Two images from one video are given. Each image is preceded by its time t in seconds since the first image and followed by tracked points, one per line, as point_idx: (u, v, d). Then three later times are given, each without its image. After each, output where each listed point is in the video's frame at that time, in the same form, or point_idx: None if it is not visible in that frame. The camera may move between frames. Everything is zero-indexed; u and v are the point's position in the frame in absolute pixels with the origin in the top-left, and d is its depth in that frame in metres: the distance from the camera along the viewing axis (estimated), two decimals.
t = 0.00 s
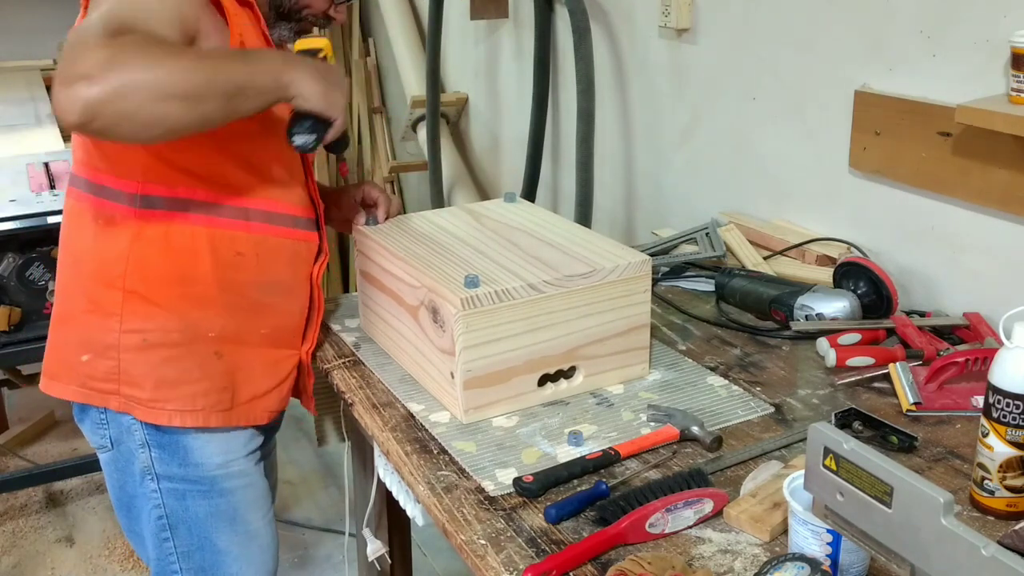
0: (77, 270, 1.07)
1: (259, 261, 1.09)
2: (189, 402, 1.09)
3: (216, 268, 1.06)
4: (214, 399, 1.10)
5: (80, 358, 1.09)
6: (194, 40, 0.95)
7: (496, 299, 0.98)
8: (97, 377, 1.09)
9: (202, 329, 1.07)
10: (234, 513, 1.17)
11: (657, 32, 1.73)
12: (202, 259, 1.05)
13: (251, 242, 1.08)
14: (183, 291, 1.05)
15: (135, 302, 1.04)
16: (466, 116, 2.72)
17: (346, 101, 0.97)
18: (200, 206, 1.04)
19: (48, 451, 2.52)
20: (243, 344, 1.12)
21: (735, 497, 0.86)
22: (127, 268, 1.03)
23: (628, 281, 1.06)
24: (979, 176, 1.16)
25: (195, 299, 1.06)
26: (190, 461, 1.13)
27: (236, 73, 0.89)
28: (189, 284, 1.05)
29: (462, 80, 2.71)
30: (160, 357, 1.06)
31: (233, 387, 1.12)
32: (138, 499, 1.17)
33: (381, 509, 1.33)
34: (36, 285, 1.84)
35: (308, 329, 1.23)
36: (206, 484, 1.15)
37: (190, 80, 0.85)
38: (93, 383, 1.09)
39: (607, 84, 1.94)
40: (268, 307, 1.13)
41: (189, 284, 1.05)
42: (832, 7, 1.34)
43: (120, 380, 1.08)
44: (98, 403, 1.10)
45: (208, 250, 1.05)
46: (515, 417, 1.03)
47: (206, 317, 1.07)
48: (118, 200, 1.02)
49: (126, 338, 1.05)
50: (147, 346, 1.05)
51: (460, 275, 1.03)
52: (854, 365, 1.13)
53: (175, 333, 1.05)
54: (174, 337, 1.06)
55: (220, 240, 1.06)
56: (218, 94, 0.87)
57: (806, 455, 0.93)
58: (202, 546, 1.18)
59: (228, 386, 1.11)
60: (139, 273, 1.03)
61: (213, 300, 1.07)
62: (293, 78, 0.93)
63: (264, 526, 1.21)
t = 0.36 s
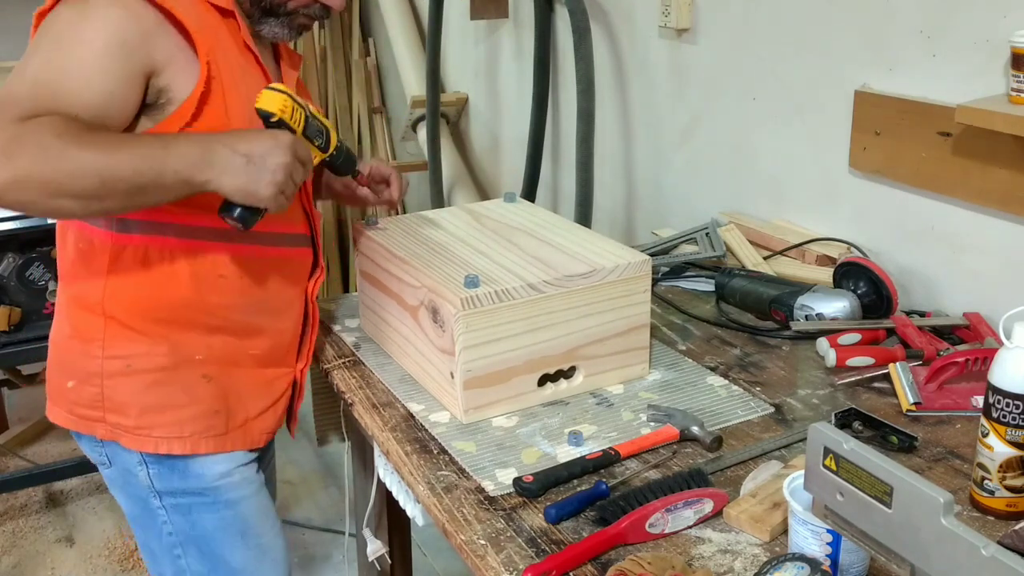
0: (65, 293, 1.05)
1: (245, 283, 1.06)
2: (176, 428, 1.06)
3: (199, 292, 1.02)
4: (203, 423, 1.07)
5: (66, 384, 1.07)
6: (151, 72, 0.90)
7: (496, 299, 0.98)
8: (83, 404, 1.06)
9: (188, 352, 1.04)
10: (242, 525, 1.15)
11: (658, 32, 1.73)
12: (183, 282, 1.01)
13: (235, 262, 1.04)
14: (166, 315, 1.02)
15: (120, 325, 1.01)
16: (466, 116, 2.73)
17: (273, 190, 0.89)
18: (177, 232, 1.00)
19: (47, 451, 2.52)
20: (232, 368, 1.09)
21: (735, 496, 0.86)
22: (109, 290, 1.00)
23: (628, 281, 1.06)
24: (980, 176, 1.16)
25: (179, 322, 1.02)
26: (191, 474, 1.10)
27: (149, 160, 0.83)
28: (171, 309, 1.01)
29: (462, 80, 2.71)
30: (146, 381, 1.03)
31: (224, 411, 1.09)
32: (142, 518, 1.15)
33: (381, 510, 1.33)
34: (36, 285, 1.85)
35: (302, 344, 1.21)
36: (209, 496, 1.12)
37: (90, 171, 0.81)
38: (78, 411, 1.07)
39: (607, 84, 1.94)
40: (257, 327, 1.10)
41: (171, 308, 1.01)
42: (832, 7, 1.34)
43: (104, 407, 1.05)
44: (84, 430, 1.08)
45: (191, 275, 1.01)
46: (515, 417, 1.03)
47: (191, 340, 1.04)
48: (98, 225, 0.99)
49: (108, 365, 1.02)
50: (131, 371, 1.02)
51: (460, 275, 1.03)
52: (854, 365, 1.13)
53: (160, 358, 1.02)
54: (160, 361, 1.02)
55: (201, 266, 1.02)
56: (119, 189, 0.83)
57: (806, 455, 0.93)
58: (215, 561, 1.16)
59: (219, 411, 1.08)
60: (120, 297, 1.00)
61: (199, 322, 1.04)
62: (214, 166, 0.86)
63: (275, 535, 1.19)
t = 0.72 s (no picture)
0: (50, 407, 0.83)
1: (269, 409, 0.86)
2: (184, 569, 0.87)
3: (218, 421, 0.83)
4: (218, 560, 0.88)
5: (47, 505, 0.86)
6: (194, 171, 0.67)
7: (496, 299, 0.98)
8: (69, 531, 0.85)
9: (198, 488, 0.85)
10: None
11: (658, 32, 1.73)
12: (202, 412, 0.82)
13: (267, 380, 0.85)
14: (183, 451, 0.83)
15: (120, 458, 0.81)
16: (466, 116, 2.73)
17: (361, 344, 0.74)
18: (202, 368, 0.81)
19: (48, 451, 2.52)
20: (265, 492, 0.91)
21: (735, 497, 0.86)
22: (109, 418, 0.80)
23: (628, 281, 1.06)
24: (980, 176, 1.16)
25: (199, 457, 0.84)
26: None
27: (223, 314, 0.65)
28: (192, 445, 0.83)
29: (462, 80, 2.71)
30: (151, 522, 0.84)
31: (239, 545, 0.90)
32: None
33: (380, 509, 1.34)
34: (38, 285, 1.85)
35: (324, 451, 1.00)
36: None
37: (157, 327, 0.62)
38: (63, 536, 0.86)
39: (607, 85, 1.94)
40: (271, 456, 0.90)
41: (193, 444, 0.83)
42: (833, 7, 1.34)
43: (94, 540, 0.85)
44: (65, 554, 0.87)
45: (216, 402, 0.82)
46: (515, 417, 1.03)
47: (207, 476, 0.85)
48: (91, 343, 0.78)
49: (107, 500, 0.83)
50: (134, 507, 0.83)
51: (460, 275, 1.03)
52: (854, 365, 1.13)
53: (170, 497, 0.84)
54: (170, 501, 0.84)
55: (225, 398, 0.83)
56: (181, 357, 0.64)
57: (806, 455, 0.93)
58: None
59: (236, 546, 0.90)
60: (124, 430, 0.81)
61: (219, 462, 0.85)
62: (303, 323, 0.69)
63: None
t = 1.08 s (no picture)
0: (93, 424, 0.79)
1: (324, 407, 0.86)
2: None
3: (278, 423, 0.83)
4: (271, 563, 0.88)
5: (86, 532, 0.82)
6: (260, 166, 0.64)
7: (496, 299, 0.98)
8: (113, 557, 0.82)
9: (255, 492, 0.84)
10: None
11: (658, 32, 1.73)
12: (263, 416, 0.81)
13: (324, 379, 0.85)
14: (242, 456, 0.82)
15: (176, 469, 0.79)
16: (466, 116, 2.73)
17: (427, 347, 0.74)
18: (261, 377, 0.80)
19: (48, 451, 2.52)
20: (311, 495, 0.91)
21: (735, 497, 0.86)
22: (168, 429, 0.77)
23: (628, 281, 1.06)
24: (980, 176, 1.16)
25: (256, 462, 0.83)
26: None
27: (308, 317, 0.64)
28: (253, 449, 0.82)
29: (462, 80, 2.71)
30: (211, 532, 0.82)
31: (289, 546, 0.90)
32: None
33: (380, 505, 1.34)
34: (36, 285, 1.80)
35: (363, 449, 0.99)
36: None
37: (235, 333, 0.60)
38: (104, 561, 0.83)
39: (607, 85, 1.94)
40: (321, 454, 0.89)
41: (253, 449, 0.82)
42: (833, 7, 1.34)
43: (145, 562, 0.82)
44: None
45: (274, 405, 0.82)
46: (515, 417, 1.03)
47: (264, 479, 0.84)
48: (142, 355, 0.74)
49: (162, 517, 0.80)
50: (192, 521, 0.81)
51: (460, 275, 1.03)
52: (854, 365, 1.13)
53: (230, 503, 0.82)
54: (229, 509, 0.83)
55: (282, 400, 0.82)
56: (259, 365, 0.63)
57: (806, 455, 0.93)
58: None
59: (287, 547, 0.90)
60: (182, 442, 0.78)
61: (276, 462, 0.85)
62: (378, 324, 0.69)
63: None
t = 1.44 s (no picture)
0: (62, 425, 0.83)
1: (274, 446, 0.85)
2: None
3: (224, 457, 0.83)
4: None
5: (54, 523, 0.86)
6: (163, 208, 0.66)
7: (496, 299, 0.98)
8: (73, 552, 0.86)
9: (201, 518, 0.84)
10: None
11: (658, 32, 1.73)
12: (203, 448, 0.81)
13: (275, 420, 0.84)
14: (183, 483, 0.82)
15: (116, 484, 0.81)
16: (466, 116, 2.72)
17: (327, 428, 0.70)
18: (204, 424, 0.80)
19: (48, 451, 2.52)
20: (272, 525, 0.91)
21: (735, 497, 0.86)
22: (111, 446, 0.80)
23: (629, 281, 1.06)
24: (980, 177, 1.16)
25: (200, 490, 0.83)
26: None
27: (169, 384, 0.62)
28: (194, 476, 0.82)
29: (462, 80, 2.71)
30: (149, 548, 0.84)
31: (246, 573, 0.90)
32: None
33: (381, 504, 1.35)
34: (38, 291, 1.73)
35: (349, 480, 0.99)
36: None
37: (92, 391, 0.60)
38: (70, 555, 0.87)
39: (607, 85, 1.94)
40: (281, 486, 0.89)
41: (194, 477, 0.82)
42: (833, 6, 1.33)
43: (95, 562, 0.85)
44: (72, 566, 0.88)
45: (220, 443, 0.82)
46: (515, 417, 1.03)
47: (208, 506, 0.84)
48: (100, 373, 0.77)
49: (106, 524, 0.82)
50: (131, 535, 0.83)
51: (460, 275, 1.03)
52: (854, 365, 1.13)
53: (169, 524, 0.83)
54: (168, 530, 0.83)
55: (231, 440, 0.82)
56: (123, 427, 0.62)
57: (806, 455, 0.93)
58: None
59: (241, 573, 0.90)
60: (126, 459, 0.80)
61: (223, 491, 0.84)
62: (257, 400, 0.66)
63: None
